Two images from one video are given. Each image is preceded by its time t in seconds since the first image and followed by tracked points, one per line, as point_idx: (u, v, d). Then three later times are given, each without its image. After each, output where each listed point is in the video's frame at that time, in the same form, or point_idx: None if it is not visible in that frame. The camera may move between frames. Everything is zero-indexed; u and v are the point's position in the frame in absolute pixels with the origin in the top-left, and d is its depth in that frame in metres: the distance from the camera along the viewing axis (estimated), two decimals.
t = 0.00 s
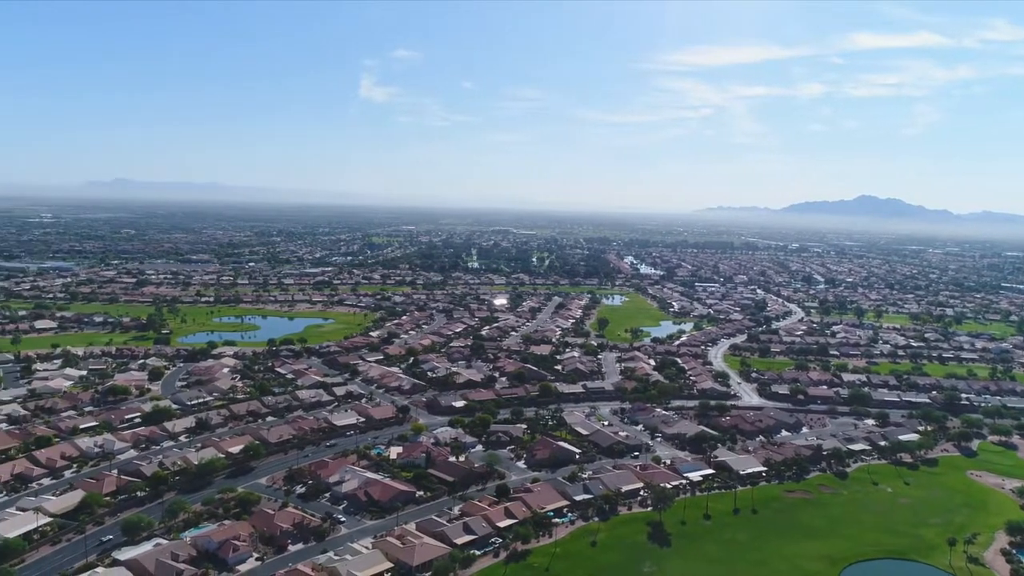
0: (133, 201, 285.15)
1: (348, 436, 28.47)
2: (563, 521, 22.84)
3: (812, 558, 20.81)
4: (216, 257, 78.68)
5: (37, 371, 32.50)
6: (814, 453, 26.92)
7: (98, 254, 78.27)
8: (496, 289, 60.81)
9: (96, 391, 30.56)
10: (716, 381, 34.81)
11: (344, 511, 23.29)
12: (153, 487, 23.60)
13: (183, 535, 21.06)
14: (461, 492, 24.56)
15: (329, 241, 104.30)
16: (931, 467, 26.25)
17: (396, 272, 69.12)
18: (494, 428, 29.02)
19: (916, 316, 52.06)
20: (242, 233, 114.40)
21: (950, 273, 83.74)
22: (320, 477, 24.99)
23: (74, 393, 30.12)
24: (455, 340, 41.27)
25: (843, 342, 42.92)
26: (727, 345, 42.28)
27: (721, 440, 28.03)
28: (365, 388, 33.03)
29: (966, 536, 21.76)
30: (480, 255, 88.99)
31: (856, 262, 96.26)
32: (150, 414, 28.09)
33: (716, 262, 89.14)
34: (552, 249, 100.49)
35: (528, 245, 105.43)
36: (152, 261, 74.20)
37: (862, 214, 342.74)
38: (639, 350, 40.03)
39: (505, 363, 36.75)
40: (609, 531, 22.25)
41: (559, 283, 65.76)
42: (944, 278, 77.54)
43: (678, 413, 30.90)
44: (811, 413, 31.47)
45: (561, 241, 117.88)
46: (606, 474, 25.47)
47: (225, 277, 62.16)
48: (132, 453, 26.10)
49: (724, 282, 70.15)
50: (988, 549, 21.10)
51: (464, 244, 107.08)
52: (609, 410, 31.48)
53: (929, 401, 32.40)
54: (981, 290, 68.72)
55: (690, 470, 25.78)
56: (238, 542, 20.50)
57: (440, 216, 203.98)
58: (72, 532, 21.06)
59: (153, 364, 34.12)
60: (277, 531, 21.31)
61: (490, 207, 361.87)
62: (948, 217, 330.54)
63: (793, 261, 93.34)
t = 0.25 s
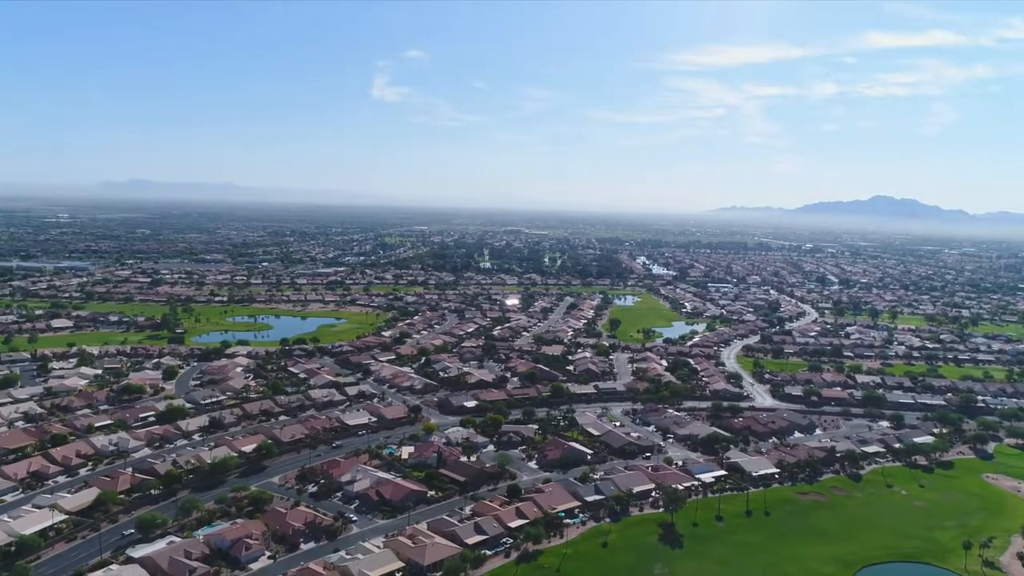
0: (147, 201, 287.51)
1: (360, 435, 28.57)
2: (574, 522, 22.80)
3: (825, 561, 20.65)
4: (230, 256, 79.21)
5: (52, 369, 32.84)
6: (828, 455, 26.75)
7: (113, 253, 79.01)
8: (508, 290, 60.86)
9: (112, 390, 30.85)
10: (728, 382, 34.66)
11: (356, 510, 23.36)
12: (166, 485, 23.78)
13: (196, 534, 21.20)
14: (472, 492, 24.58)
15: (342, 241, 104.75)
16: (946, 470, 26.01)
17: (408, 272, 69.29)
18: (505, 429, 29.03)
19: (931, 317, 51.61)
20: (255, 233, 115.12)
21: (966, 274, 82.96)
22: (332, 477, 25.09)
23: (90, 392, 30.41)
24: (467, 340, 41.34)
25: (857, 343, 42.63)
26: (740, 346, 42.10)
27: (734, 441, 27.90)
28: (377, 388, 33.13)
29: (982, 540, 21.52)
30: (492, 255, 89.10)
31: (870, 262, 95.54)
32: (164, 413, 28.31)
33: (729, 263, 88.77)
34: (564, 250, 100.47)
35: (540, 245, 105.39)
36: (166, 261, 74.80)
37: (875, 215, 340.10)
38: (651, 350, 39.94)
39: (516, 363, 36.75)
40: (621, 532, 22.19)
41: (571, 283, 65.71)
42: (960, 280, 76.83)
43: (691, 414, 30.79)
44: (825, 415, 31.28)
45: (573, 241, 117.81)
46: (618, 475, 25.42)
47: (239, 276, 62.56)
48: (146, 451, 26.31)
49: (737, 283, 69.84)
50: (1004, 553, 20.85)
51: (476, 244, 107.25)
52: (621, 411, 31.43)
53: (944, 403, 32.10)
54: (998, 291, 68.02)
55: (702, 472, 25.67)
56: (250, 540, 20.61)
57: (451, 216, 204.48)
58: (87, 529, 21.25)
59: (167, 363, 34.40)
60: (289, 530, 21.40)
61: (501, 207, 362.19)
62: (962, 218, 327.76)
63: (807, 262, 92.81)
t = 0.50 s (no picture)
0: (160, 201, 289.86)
1: (372, 435, 28.67)
2: (585, 523, 22.77)
3: (838, 563, 20.51)
4: (243, 256, 79.72)
5: (68, 368, 33.18)
6: (841, 456, 26.59)
7: (128, 253, 79.77)
8: (521, 290, 60.90)
9: (126, 388, 31.13)
10: (741, 383, 34.52)
11: (367, 509, 23.43)
12: (180, 484, 23.96)
13: (209, 532, 21.34)
14: (484, 492, 24.60)
15: (355, 241, 105.19)
16: (961, 473, 25.79)
17: (420, 272, 69.47)
18: (517, 429, 29.05)
19: (947, 318, 51.16)
20: (269, 233, 115.86)
21: (983, 275, 82.19)
22: (344, 476, 25.18)
23: (105, 390, 30.70)
24: (478, 340, 41.40)
25: (872, 344, 42.35)
26: (753, 347, 41.91)
27: (746, 442, 27.78)
28: (389, 387, 33.24)
29: (998, 544, 21.28)
30: (504, 255, 89.17)
31: (886, 263, 94.81)
32: (178, 412, 28.53)
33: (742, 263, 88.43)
34: (576, 250, 100.40)
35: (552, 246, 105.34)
36: (181, 261, 75.42)
37: (888, 215, 337.36)
38: (663, 351, 39.84)
39: (528, 363, 36.76)
40: (632, 533, 22.14)
41: (583, 284, 65.65)
42: (977, 281, 76.11)
43: (703, 415, 30.70)
44: (838, 416, 31.09)
45: (585, 241, 117.73)
46: (629, 475, 25.37)
47: (252, 276, 62.95)
48: (160, 450, 26.51)
49: (750, 283, 69.53)
50: (1021, 557, 20.61)
51: (488, 244, 107.38)
52: (632, 411, 31.38)
53: (960, 405, 31.82)
54: (1015, 292, 67.31)
55: (714, 473, 25.57)
56: (262, 539, 20.72)
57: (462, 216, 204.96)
58: (102, 527, 21.45)
59: (181, 363, 34.67)
60: (301, 528, 21.50)
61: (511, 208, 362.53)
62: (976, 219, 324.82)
63: (821, 262, 92.31)
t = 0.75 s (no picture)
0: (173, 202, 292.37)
1: (384, 434, 28.77)
2: (596, 523, 22.74)
3: (851, 565, 20.38)
4: (257, 256, 80.23)
5: (84, 367, 33.52)
6: (855, 458, 26.42)
7: (143, 253, 80.53)
8: (533, 290, 60.94)
9: (141, 387, 31.41)
10: (754, 383, 34.38)
11: (379, 508, 23.51)
12: (193, 482, 24.13)
13: (222, 530, 21.47)
14: (495, 492, 24.61)
15: (367, 241, 105.64)
16: (977, 475, 25.58)
17: (432, 272, 69.64)
18: (528, 429, 29.07)
19: (963, 320, 50.69)
20: (282, 233, 116.49)
21: (1000, 276, 81.37)
22: (356, 475, 25.26)
23: (120, 389, 30.97)
24: (490, 340, 41.45)
25: (886, 346, 42.06)
26: (766, 348, 41.72)
27: (759, 444, 27.65)
28: (401, 387, 33.35)
29: (1014, 547, 21.06)
30: (516, 255, 89.21)
31: (901, 263, 94.07)
32: (192, 411, 28.75)
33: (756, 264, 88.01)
34: (588, 250, 100.35)
35: (564, 246, 105.29)
36: (195, 260, 76.05)
37: (902, 216, 334.88)
38: (675, 351, 39.74)
39: (540, 363, 36.77)
40: (644, 534, 22.09)
41: (596, 284, 65.58)
42: (994, 282, 75.36)
43: (715, 416, 30.59)
44: (852, 418, 30.89)
45: (597, 242, 117.61)
46: (641, 476, 25.31)
47: (266, 276, 63.33)
48: (173, 448, 26.71)
49: (763, 284, 69.21)
50: None
51: (500, 244, 107.50)
52: (644, 412, 31.31)
53: (976, 407, 31.53)
54: None
55: (726, 474, 25.47)
56: (275, 537, 20.83)
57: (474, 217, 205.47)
58: (116, 524, 21.64)
59: (195, 362, 34.92)
60: (314, 527, 21.59)
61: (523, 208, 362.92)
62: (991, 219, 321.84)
63: (835, 263, 91.70)
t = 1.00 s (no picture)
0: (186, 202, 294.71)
1: (395, 434, 28.86)
2: (608, 524, 22.70)
3: (865, 568, 20.24)
4: (270, 256, 80.70)
5: (99, 365, 33.84)
6: (869, 461, 26.24)
7: (158, 253, 81.26)
8: (545, 290, 60.95)
9: (155, 386, 31.68)
10: (767, 385, 34.21)
11: (391, 508, 23.58)
12: (206, 480, 24.30)
13: (235, 528, 21.60)
14: (506, 492, 24.63)
15: (379, 241, 106.03)
16: (992, 478, 25.35)
17: (444, 273, 69.78)
18: (539, 430, 29.07)
19: (980, 321, 50.19)
20: (295, 234, 117.17)
21: (1018, 277, 80.49)
22: (368, 474, 25.34)
23: (135, 387, 31.26)
24: (502, 340, 41.50)
25: (901, 347, 41.75)
26: (779, 349, 41.52)
27: (772, 445, 27.53)
28: (413, 387, 33.44)
29: None
30: (529, 256, 89.24)
31: (917, 264, 93.25)
32: (205, 409, 28.96)
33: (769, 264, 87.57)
34: (600, 250, 100.22)
35: (577, 246, 105.17)
36: (209, 260, 76.65)
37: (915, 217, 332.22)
38: (688, 352, 39.64)
39: (551, 364, 36.76)
40: (655, 535, 22.04)
41: (608, 284, 65.51)
42: (1011, 283, 74.56)
43: (728, 417, 30.48)
44: (866, 420, 30.69)
45: (609, 242, 117.45)
46: (653, 477, 25.25)
47: (279, 276, 63.71)
48: (187, 447, 26.90)
49: (776, 284, 68.88)
50: None
51: (512, 244, 107.52)
52: (656, 413, 31.25)
53: (993, 409, 31.24)
54: None
55: (739, 476, 25.36)
56: (287, 536, 20.94)
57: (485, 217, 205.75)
58: (130, 522, 21.82)
59: (208, 361, 35.17)
60: (325, 526, 21.69)
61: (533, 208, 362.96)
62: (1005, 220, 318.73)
63: (850, 264, 91.06)
